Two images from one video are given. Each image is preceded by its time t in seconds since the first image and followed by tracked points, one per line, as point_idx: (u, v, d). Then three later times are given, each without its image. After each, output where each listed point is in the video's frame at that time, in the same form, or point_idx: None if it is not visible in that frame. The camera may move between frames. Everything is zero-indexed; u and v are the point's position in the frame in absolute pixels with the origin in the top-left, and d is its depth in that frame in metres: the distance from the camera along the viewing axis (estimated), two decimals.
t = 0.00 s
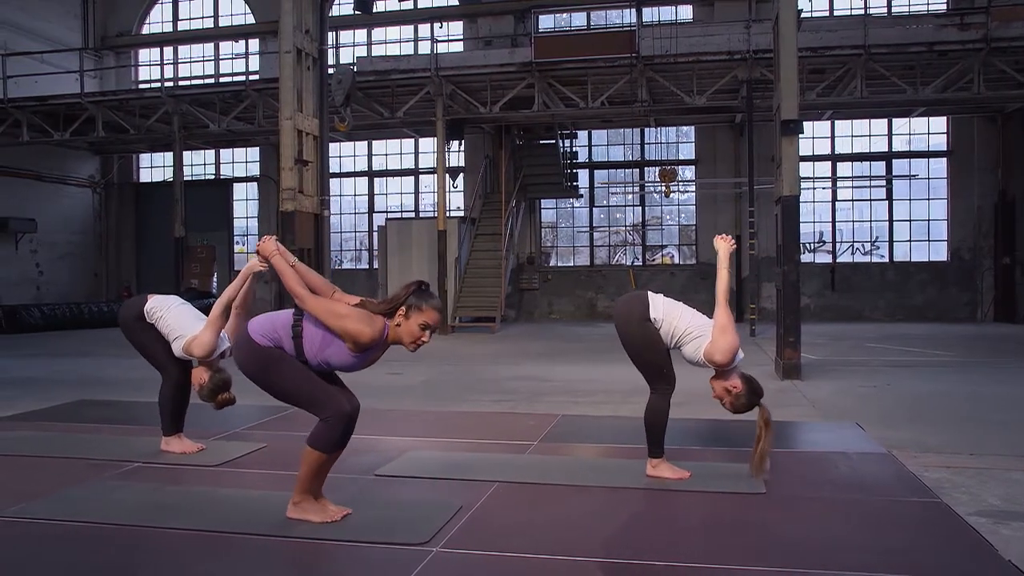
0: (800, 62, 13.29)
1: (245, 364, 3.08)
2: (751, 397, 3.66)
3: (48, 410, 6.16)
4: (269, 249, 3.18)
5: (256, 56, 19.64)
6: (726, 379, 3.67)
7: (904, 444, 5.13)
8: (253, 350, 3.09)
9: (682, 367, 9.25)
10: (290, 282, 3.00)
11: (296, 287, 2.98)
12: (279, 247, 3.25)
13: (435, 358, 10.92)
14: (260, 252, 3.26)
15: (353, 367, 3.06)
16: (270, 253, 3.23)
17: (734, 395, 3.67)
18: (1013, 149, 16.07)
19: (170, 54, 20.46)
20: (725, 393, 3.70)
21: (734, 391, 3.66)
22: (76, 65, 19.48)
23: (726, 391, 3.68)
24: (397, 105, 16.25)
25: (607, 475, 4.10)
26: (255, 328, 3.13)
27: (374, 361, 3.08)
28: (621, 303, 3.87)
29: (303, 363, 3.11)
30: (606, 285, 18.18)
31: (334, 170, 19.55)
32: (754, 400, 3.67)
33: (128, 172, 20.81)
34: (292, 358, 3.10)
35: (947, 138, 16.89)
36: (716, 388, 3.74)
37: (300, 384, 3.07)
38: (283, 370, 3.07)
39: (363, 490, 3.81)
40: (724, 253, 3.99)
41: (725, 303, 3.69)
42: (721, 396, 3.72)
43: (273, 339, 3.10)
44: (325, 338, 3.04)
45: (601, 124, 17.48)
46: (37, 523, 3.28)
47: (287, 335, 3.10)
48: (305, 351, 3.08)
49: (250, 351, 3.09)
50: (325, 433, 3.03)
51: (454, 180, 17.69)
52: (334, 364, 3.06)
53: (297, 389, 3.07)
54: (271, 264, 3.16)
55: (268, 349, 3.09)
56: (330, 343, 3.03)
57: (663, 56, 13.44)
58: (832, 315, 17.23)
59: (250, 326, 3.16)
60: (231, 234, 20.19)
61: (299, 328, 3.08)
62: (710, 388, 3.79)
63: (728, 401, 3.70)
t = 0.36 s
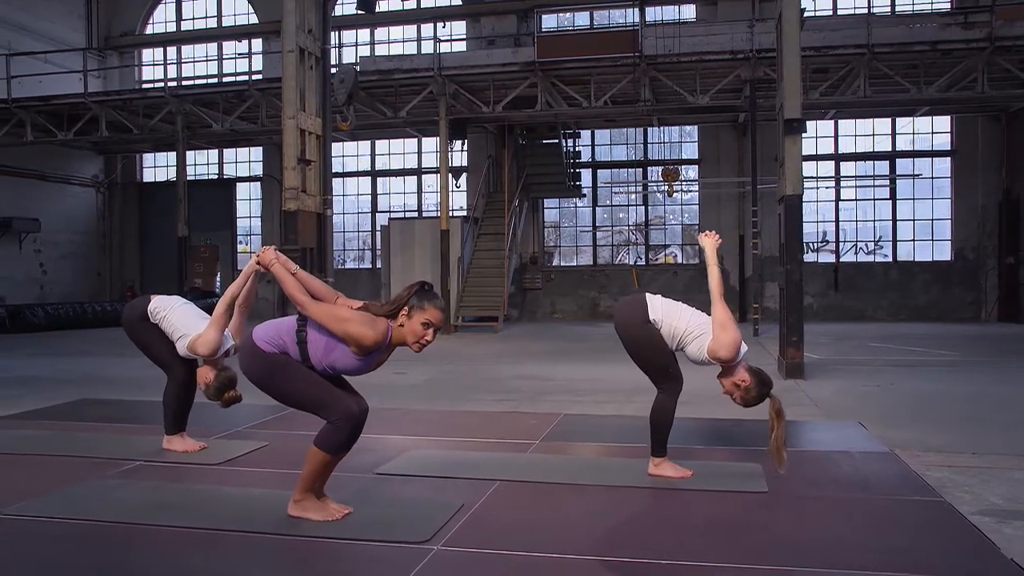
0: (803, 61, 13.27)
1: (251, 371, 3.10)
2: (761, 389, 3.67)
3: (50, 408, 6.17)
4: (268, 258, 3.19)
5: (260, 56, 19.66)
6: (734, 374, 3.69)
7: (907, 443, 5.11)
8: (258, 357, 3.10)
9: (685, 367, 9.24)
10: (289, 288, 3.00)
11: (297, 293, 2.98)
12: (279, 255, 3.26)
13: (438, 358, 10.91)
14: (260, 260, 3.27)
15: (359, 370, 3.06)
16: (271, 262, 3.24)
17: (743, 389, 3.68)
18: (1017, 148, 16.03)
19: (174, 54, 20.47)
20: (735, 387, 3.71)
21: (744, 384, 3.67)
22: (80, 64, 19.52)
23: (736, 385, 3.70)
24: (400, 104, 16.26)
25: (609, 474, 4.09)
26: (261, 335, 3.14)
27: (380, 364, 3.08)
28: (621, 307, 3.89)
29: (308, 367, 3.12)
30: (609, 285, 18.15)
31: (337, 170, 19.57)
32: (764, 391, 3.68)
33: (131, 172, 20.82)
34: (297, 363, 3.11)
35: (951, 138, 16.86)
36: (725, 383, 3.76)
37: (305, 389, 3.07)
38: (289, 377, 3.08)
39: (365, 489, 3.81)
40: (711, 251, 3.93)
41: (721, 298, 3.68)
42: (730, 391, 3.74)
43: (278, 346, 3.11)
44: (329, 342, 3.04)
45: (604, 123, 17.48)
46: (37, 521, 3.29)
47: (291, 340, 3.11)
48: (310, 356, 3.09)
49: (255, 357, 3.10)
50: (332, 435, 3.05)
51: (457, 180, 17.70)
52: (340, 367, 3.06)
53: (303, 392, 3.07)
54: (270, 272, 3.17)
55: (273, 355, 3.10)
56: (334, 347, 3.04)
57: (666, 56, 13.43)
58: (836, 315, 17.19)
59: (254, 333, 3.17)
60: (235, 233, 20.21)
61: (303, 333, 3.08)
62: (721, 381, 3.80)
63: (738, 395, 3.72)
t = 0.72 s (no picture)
0: (806, 60, 13.25)
1: (256, 378, 3.10)
2: (769, 376, 3.67)
3: (51, 407, 6.17)
4: (267, 266, 3.21)
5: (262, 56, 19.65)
6: (740, 366, 3.69)
7: (909, 442, 5.11)
8: (263, 363, 3.10)
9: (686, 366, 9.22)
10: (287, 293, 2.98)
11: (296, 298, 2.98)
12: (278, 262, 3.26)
13: (440, 357, 10.90)
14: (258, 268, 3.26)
15: (364, 372, 3.07)
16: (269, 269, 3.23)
17: (751, 379, 3.68)
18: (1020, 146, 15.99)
19: (176, 53, 20.49)
20: (743, 378, 3.71)
21: (751, 375, 3.67)
22: (82, 64, 19.55)
23: (743, 377, 3.70)
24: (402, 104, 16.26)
25: (610, 472, 4.08)
26: (264, 342, 3.14)
27: (385, 364, 3.08)
28: (619, 312, 3.88)
29: (313, 371, 3.12)
30: (611, 285, 18.15)
31: (339, 169, 19.59)
32: (772, 378, 3.68)
33: (134, 172, 20.83)
34: (302, 367, 3.11)
35: (954, 137, 16.83)
36: (733, 376, 3.76)
37: (310, 393, 3.07)
38: (294, 381, 3.08)
39: (366, 486, 3.81)
40: (694, 252, 3.97)
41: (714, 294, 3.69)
42: (738, 384, 3.74)
43: (282, 351, 3.11)
44: (333, 345, 3.05)
45: (607, 122, 17.47)
46: (39, 519, 3.29)
47: (295, 345, 3.12)
48: (314, 360, 3.09)
49: (259, 364, 3.11)
50: (338, 435, 3.05)
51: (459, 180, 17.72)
52: (345, 370, 3.07)
53: (308, 396, 3.07)
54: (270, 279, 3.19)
55: (277, 361, 3.10)
56: (338, 350, 3.04)
57: (668, 55, 13.43)
58: (838, 315, 17.16)
59: (258, 341, 3.17)
60: (237, 233, 20.22)
61: (307, 338, 3.09)
62: (727, 376, 3.81)
63: (747, 387, 3.72)
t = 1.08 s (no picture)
0: (808, 59, 13.23)
1: (260, 387, 3.08)
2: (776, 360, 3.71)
3: (53, 404, 6.18)
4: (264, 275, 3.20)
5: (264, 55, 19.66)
6: (746, 355, 3.71)
7: (911, 441, 5.10)
8: (265, 371, 3.09)
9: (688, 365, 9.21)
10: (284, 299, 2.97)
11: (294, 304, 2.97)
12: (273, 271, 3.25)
13: (441, 356, 10.90)
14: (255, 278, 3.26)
15: (367, 373, 3.07)
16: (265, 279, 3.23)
17: (759, 366, 3.71)
18: None
19: (178, 53, 20.50)
20: (751, 366, 3.73)
21: (759, 362, 3.69)
22: (85, 64, 19.59)
23: (751, 365, 3.72)
24: (404, 103, 16.25)
25: (610, 470, 4.08)
26: (266, 350, 3.14)
27: (388, 364, 3.08)
28: (614, 318, 3.87)
29: (316, 375, 3.11)
30: (613, 284, 18.16)
31: (342, 169, 19.59)
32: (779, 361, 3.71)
33: (136, 171, 20.86)
34: (305, 373, 3.10)
35: (957, 136, 16.78)
36: (740, 366, 3.78)
37: (314, 397, 3.06)
38: (298, 387, 3.06)
39: (366, 484, 3.81)
40: (673, 252, 3.97)
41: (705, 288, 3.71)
42: (747, 374, 3.76)
43: (284, 357, 3.10)
44: (335, 348, 3.05)
45: (610, 122, 17.44)
46: (39, 515, 3.29)
47: (296, 351, 3.11)
48: (317, 364, 3.09)
49: (262, 372, 3.09)
50: (343, 436, 3.05)
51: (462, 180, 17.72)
52: (349, 372, 3.07)
53: (313, 400, 3.06)
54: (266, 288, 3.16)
55: (280, 368, 3.09)
56: (340, 353, 3.05)
57: (670, 54, 13.42)
58: (841, 315, 17.13)
59: (259, 350, 3.16)
60: (239, 232, 20.23)
61: (308, 343, 3.09)
62: (734, 366, 3.83)
63: (755, 375, 3.75)
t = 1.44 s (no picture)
0: (810, 58, 13.20)
1: (263, 402, 3.05)
2: (778, 344, 3.70)
3: (54, 402, 6.18)
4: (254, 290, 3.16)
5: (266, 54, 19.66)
6: (748, 343, 3.70)
7: (911, 438, 5.09)
8: (267, 386, 3.05)
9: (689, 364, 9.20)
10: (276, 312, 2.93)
11: (290, 317, 2.94)
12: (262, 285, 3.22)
13: (442, 355, 10.90)
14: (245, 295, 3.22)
15: (369, 376, 3.06)
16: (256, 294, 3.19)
17: (763, 353, 3.69)
18: None
19: (181, 52, 20.53)
20: (754, 354, 3.71)
21: (762, 348, 3.68)
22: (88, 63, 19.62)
23: (755, 353, 3.70)
24: (407, 102, 16.24)
25: (610, 467, 4.07)
26: (265, 365, 3.11)
27: (388, 366, 3.08)
28: (610, 323, 3.86)
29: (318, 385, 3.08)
30: (615, 283, 18.17)
31: (344, 168, 19.60)
32: (781, 344, 3.70)
33: (139, 170, 20.88)
34: (307, 383, 3.07)
35: (960, 135, 16.73)
36: (744, 356, 3.76)
37: (318, 405, 3.04)
38: (301, 398, 3.04)
39: (365, 480, 3.80)
40: (654, 259, 3.91)
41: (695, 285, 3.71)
42: (752, 363, 3.74)
43: (285, 370, 3.07)
44: (335, 354, 3.04)
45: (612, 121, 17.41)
46: (39, 512, 3.30)
47: (296, 362, 3.08)
48: (318, 373, 3.07)
49: (264, 387, 3.06)
50: (350, 438, 3.05)
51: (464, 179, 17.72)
52: (350, 377, 3.06)
53: (318, 409, 3.04)
54: (258, 306, 2.98)
55: (281, 381, 3.06)
56: (341, 358, 3.04)
57: (672, 53, 13.41)
58: (843, 314, 17.10)
59: (259, 366, 3.13)
60: (242, 232, 20.24)
61: (307, 352, 3.08)
62: (737, 357, 3.81)
63: (761, 362, 3.73)
